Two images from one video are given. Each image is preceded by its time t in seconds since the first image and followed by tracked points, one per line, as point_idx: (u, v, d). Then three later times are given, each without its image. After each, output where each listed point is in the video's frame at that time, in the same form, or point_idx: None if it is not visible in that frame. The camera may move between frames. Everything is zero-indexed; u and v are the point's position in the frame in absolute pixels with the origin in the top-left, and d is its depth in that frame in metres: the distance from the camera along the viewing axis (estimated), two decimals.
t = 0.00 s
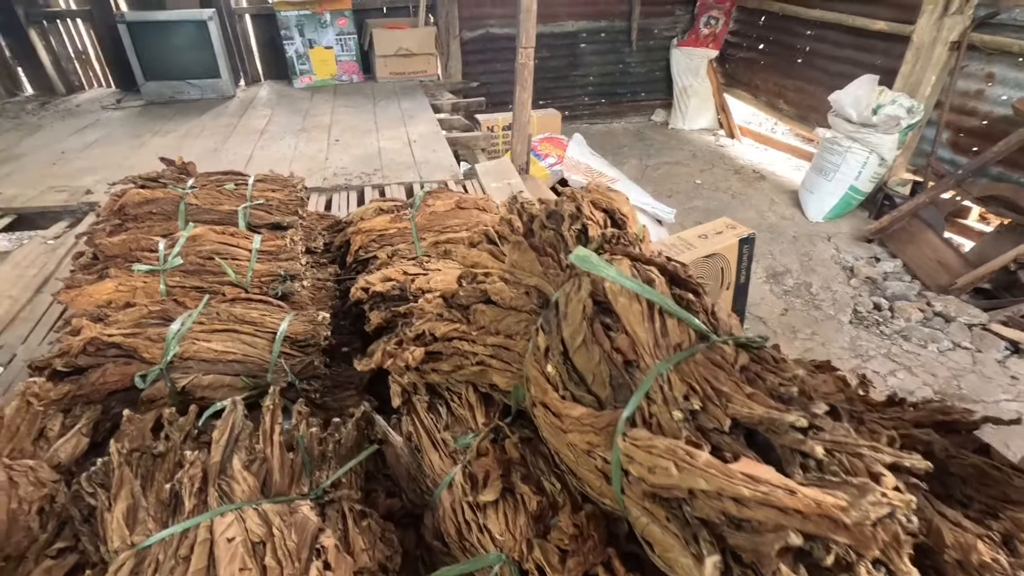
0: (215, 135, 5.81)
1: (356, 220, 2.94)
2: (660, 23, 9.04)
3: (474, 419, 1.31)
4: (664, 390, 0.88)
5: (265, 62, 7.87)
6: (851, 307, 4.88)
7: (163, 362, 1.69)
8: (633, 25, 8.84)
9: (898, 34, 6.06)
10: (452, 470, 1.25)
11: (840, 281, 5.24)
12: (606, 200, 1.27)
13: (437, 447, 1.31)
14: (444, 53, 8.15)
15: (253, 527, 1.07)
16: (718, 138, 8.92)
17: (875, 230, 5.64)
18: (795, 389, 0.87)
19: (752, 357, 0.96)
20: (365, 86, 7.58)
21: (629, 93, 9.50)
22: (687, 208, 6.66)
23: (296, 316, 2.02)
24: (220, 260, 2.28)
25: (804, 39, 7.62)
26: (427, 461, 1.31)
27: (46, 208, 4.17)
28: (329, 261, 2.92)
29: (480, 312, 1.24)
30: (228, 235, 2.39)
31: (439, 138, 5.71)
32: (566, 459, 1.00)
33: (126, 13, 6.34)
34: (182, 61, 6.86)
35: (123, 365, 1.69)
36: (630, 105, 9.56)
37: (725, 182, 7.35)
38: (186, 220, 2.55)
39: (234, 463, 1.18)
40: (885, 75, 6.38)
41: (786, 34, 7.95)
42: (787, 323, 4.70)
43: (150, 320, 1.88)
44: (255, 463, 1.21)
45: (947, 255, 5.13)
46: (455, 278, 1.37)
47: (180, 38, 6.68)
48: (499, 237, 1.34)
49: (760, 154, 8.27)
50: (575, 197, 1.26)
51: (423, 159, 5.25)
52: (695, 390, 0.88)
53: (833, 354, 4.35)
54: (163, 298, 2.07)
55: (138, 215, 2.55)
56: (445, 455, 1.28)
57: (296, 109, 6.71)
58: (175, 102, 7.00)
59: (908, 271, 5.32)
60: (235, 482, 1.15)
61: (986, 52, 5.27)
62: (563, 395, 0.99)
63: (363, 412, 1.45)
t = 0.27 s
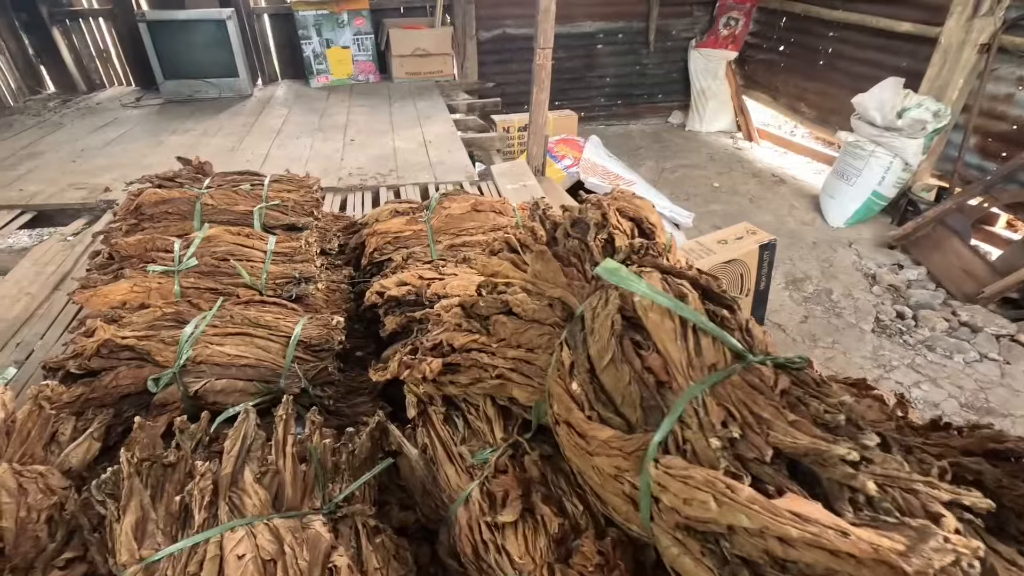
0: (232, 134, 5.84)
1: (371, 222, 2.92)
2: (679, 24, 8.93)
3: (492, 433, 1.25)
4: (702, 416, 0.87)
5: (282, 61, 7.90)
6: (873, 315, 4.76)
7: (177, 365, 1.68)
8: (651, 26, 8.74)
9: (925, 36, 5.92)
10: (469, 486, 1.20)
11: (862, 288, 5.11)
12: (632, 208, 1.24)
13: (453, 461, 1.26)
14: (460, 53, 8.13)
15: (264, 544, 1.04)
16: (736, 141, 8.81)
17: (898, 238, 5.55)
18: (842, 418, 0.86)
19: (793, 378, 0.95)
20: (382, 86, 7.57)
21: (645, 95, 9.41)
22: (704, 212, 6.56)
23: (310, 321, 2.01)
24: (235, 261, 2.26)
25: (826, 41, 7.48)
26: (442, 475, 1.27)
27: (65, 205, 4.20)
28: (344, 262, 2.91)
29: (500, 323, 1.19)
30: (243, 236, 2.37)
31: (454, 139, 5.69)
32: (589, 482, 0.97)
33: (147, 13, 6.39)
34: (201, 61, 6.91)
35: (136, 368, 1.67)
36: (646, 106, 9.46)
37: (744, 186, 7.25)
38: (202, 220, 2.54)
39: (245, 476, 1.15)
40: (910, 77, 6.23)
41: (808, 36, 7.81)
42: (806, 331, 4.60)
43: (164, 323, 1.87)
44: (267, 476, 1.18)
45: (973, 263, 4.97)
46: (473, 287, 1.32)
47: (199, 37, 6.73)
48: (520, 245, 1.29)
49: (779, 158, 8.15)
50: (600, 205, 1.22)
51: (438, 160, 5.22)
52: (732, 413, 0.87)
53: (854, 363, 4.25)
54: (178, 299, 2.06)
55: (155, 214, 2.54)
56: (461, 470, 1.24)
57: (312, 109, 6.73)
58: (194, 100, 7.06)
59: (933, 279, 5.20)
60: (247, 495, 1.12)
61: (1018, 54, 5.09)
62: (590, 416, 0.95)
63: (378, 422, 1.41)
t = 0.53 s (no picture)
0: (251, 134, 5.81)
1: (389, 228, 2.83)
2: (703, 25, 8.74)
3: (520, 474, 1.16)
4: (776, 485, 0.83)
5: (302, 60, 7.87)
6: (907, 330, 4.57)
7: (185, 383, 1.60)
8: (675, 26, 8.57)
9: (964, 38, 5.70)
10: (495, 532, 1.08)
11: (895, 301, 4.92)
12: (679, 232, 1.18)
13: (477, 503, 1.14)
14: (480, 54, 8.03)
15: None
16: (760, 145, 8.60)
17: (933, 247, 5.29)
18: (949, 502, 0.79)
19: (878, 439, 0.89)
20: (401, 86, 7.51)
21: (668, 97, 9.22)
22: (728, 218, 6.39)
23: (325, 334, 1.91)
24: (249, 269, 2.18)
25: (857, 43, 7.26)
26: (465, 516, 1.13)
27: (83, 204, 4.18)
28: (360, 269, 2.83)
29: (528, 355, 1.16)
30: (258, 243, 2.29)
31: (473, 141, 5.59)
32: (632, 543, 0.95)
33: (168, 11, 6.39)
34: (221, 59, 6.90)
35: (143, 385, 1.60)
36: (668, 108, 9.28)
37: (769, 191, 7.05)
38: (217, 225, 2.47)
39: (251, 517, 1.11)
40: (947, 82, 6.01)
41: (838, 37, 7.59)
42: (837, 345, 4.42)
43: (173, 335, 1.79)
44: (276, 518, 1.12)
45: (1012, 275, 4.79)
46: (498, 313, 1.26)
47: (220, 36, 6.72)
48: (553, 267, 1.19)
49: (805, 163, 7.93)
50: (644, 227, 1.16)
51: (457, 162, 5.13)
52: (808, 482, 0.83)
53: (887, 380, 4.07)
54: (188, 309, 1.98)
55: (169, 218, 2.47)
56: (486, 513, 1.11)
57: (331, 108, 6.68)
58: (214, 99, 7.05)
59: (970, 292, 4.96)
60: (253, 542, 1.06)
61: None
62: (639, 474, 0.94)
63: (394, 454, 1.31)
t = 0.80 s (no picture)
0: (270, 134, 5.72)
1: (410, 241, 2.69)
2: (733, 25, 8.48)
3: (563, 554, 1.09)
4: None
5: (322, 59, 7.78)
6: (951, 350, 4.32)
7: (189, 420, 1.46)
8: (703, 26, 8.31)
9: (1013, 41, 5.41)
10: None
11: (937, 318, 4.66)
12: (760, 280, 1.11)
13: None
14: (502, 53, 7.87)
15: None
16: (789, 149, 8.32)
17: (977, 262, 5.07)
18: None
19: None
20: (421, 86, 7.38)
21: (693, 99, 8.97)
22: (757, 226, 6.15)
23: (342, 362, 1.76)
24: (262, 287, 2.05)
25: (895, 45, 6.97)
26: None
27: (99, 207, 4.11)
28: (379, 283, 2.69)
29: (578, 427, 1.09)
30: (272, 258, 2.16)
31: (495, 144, 5.44)
32: None
33: (189, 9, 6.33)
34: (241, 58, 6.83)
35: (143, 422, 1.46)
36: (694, 111, 9.03)
37: (799, 199, 6.79)
38: (230, 236, 2.35)
39: None
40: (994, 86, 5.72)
41: (874, 39, 7.29)
42: (876, 366, 4.19)
43: (178, 362, 1.65)
44: None
45: None
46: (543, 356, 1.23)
47: (240, 34, 6.65)
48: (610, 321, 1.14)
49: (836, 169, 7.66)
50: (716, 270, 1.12)
51: (478, 166, 4.97)
52: None
53: (931, 405, 3.84)
54: (197, 332, 1.86)
55: (180, 229, 2.36)
56: None
57: (351, 109, 6.57)
58: (233, 98, 6.98)
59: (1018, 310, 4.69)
60: None
61: None
62: None
63: (417, 519, 1.30)
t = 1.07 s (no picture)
0: (293, 133, 5.64)
1: (438, 250, 2.56)
2: (765, 23, 8.22)
3: None
4: None
5: (345, 57, 7.71)
6: (1003, 371, 4.08)
7: (206, 455, 1.34)
8: (735, 25, 8.07)
9: None
10: None
11: (987, 335, 4.42)
12: (888, 339, 0.98)
13: None
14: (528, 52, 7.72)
15: None
16: (823, 153, 8.04)
17: None
18: None
19: None
20: (445, 85, 7.27)
21: (723, 99, 8.72)
22: (791, 233, 5.92)
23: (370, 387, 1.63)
24: (284, 302, 1.93)
25: (939, 45, 6.67)
26: None
27: (121, 207, 4.05)
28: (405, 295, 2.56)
29: (662, 508, 1.05)
30: (296, 270, 2.04)
31: (521, 145, 5.30)
32: None
33: (215, 6, 6.28)
34: (264, 56, 6.78)
35: (158, 456, 1.35)
36: (723, 112, 8.78)
37: (835, 205, 6.53)
38: (253, 245, 2.25)
39: None
40: None
41: (916, 39, 7.00)
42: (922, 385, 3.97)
43: (195, 386, 1.54)
44: None
45: None
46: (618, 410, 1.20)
47: (264, 32, 6.59)
48: (701, 383, 1.11)
49: (873, 174, 7.38)
50: (831, 329, 0.99)
51: (504, 169, 4.84)
52: None
53: (983, 430, 3.62)
54: (217, 350, 1.75)
55: (201, 237, 2.25)
56: None
57: (374, 108, 6.48)
58: (257, 96, 6.93)
59: None
60: None
61: None
62: None
63: None
